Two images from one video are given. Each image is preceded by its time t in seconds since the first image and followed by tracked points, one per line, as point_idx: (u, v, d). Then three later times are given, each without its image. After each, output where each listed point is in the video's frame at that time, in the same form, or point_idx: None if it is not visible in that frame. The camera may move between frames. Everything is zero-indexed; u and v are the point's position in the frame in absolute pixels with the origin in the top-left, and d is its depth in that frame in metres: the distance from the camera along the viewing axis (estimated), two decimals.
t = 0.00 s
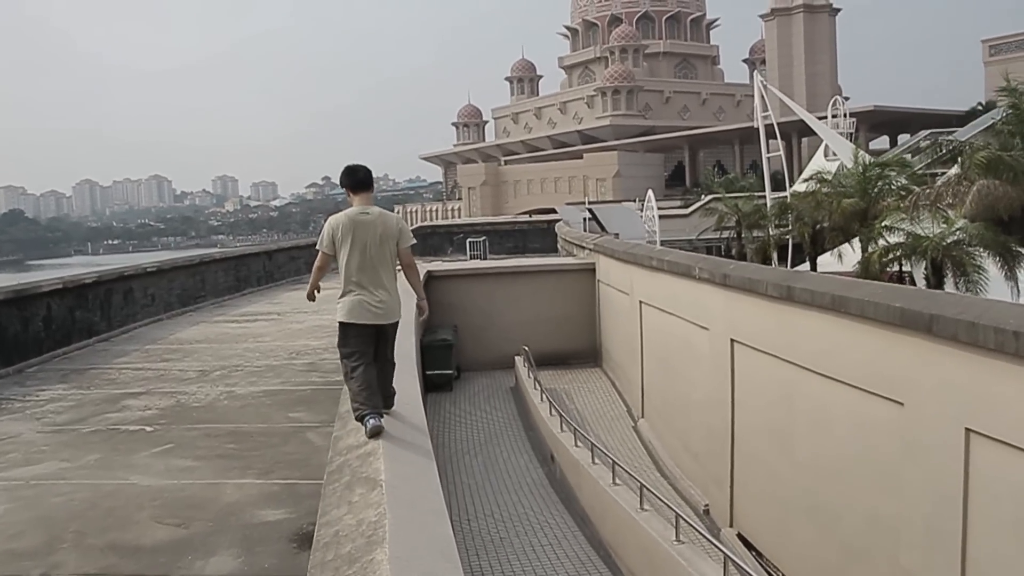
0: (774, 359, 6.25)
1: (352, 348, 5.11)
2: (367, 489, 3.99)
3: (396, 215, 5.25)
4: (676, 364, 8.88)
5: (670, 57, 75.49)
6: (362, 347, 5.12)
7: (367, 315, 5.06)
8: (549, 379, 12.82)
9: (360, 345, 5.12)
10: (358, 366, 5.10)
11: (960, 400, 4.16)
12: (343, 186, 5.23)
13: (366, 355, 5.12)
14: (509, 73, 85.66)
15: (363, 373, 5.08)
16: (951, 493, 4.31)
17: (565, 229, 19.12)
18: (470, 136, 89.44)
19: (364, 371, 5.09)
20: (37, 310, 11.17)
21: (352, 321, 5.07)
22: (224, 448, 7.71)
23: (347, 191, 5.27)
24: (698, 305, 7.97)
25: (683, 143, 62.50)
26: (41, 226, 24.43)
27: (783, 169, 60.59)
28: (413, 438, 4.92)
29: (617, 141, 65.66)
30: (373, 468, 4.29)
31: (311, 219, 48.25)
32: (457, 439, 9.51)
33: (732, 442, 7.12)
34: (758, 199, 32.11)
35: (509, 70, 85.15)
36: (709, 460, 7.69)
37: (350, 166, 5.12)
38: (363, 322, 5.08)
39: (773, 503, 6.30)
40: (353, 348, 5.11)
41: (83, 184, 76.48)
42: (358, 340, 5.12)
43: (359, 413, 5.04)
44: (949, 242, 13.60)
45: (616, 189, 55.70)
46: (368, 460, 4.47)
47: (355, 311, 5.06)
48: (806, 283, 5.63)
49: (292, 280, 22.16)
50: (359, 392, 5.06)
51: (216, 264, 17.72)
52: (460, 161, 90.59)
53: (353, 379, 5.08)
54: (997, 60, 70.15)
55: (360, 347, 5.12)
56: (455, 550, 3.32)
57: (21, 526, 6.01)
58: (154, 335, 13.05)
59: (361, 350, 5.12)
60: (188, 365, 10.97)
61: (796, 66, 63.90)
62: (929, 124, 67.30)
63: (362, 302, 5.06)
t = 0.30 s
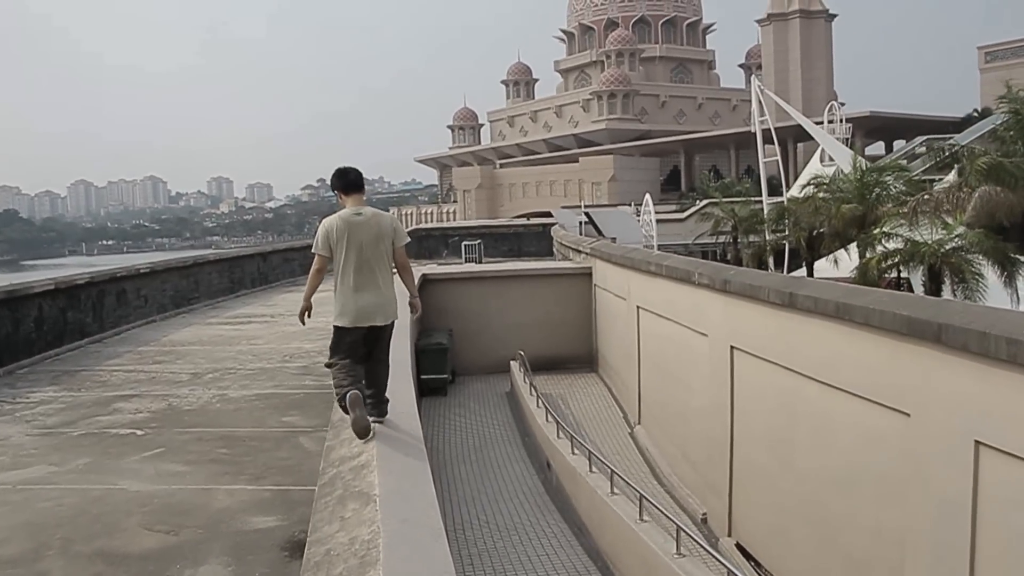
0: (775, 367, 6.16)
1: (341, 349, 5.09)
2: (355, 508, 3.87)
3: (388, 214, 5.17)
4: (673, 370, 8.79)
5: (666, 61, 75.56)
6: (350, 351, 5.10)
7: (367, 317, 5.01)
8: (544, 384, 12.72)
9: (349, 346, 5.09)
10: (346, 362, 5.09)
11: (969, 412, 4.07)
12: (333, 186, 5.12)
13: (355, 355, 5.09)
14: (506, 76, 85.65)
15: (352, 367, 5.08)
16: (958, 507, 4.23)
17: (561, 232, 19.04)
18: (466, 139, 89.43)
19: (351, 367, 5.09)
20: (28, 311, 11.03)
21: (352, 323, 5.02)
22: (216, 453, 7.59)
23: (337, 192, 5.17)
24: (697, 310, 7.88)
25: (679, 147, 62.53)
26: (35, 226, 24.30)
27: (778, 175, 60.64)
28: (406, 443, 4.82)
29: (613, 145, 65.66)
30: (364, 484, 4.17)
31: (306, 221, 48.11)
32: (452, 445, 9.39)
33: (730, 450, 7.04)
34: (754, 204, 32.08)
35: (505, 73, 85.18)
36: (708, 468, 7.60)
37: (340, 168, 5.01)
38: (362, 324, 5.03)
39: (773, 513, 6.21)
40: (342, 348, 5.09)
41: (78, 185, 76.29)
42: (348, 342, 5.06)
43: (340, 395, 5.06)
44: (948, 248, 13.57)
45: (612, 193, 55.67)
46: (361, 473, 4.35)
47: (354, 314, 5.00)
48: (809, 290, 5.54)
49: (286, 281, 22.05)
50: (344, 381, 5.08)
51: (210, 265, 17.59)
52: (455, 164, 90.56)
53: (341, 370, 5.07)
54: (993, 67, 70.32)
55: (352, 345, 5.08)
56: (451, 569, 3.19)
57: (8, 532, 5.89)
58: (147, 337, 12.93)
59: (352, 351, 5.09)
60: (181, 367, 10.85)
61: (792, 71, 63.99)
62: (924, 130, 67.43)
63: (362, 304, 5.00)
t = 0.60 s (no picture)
0: (780, 371, 6.08)
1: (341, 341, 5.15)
2: (354, 519, 3.70)
3: (382, 207, 5.22)
4: (675, 372, 8.71)
5: (666, 61, 75.49)
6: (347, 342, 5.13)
7: (372, 310, 5.05)
8: (543, 385, 12.63)
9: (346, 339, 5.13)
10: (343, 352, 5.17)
11: (983, 421, 3.98)
12: (321, 185, 5.16)
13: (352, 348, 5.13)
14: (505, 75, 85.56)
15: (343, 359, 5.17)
16: (971, 517, 4.14)
17: (561, 232, 18.94)
18: (466, 138, 89.32)
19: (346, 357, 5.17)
20: (24, 308, 10.92)
21: (357, 317, 5.05)
22: (211, 453, 7.49)
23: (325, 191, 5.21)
24: (700, 312, 7.79)
25: (679, 148, 62.44)
26: (33, 222, 24.19)
27: (778, 176, 60.58)
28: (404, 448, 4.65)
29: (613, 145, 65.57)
30: (362, 494, 4.00)
31: (305, 219, 47.99)
32: (450, 446, 9.29)
33: (733, 455, 6.96)
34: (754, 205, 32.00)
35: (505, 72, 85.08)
36: (709, 471, 7.52)
37: (327, 167, 5.07)
38: (365, 317, 5.06)
39: (777, 519, 6.13)
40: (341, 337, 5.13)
41: (76, 181, 76.13)
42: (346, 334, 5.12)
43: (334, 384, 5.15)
44: (950, 251, 13.53)
45: (611, 193, 55.58)
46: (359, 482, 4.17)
47: (358, 308, 5.04)
48: (817, 293, 5.46)
49: (284, 279, 21.94)
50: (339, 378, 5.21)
51: (207, 263, 17.48)
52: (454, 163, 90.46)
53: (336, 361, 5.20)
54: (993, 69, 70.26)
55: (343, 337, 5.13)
56: None
57: None
58: (143, 335, 12.81)
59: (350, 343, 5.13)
60: (177, 366, 10.74)
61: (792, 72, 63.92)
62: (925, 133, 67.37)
63: (366, 297, 5.04)
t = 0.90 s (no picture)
0: (797, 363, 5.97)
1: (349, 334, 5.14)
2: (362, 522, 3.56)
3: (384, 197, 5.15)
4: (687, 364, 8.60)
5: (676, 49, 75.02)
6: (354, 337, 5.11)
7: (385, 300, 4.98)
8: (552, 374, 12.54)
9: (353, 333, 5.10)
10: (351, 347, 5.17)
11: (1010, 416, 3.86)
12: (321, 178, 5.02)
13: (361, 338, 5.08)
14: (514, 63, 85.22)
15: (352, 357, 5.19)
16: (997, 516, 4.02)
17: (570, 221, 18.82)
18: (474, 127, 89.06)
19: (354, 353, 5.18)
20: (32, 296, 10.86)
21: (369, 308, 4.97)
22: (218, 443, 7.41)
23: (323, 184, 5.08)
24: (714, 303, 7.68)
25: (689, 136, 62.10)
26: (43, 209, 24.17)
27: (789, 164, 60.21)
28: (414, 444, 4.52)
29: (622, 133, 65.25)
30: (371, 494, 3.88)
31: (314, 207, 47.91)
32: (460, 437, 9.21)
33: (747, 447, 6.86)
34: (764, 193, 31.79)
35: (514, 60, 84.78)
36: (722, 463, 7.42)
37: (328, 159, 4.95)
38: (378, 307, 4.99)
39: (793, 514, 6.03)
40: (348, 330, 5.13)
41: (85, 168, 76.29)
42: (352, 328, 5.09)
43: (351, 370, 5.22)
44: (966, 241, 13.32)
45: (621, 181, 55.29)
46: (367, 483, 4.03)
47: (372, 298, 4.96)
48: (835, 284, 5.35)
49: (292, 267, 21.87)
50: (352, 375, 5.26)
51: (216, 251, 17.41)
52: (462, 150, 90.37)
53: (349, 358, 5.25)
54: (1007, 57, 69.63)
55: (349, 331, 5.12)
56: None
57: (3, 524, 5.72)
58: (151, 323, 12.75)
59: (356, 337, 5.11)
60: (185, 354, 10.68)
61: (803, 60, 63.45)
62: (937, 121, 66.84)
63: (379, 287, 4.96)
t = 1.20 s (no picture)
0: (806, 355, 5.85)
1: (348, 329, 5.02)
2: (360, 528, 3.40)
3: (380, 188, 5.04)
4: (693, 354, 8.49)
5: (679, 36, 74.64)
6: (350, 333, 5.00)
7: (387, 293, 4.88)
8: (555, 364, 12.43)
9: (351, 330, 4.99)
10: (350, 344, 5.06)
11: None
12: (316, 172, 4.89)
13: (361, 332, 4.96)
14: (517, 50, 84.85)
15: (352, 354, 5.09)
16: (1014, 514, 3.90)
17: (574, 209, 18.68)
18: (476, 115, 88.75)
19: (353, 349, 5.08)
20: (31, 285, 10.75)
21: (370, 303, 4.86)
22: (218, 435, 7.31)
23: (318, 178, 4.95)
24: (721, 293, 7.56)
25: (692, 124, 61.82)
26: (44, 197, 24.06)
27: (793, 153, 59.93)
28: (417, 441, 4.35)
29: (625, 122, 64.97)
30: (371, 496, 3.71)
31: (316, 195, 47.79)
32: (463, 429, 9.11)
33: (754, 439, 6.76)
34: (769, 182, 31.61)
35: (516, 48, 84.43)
36: (728, 456, 7.32)
37: (321, 154, 4.85)
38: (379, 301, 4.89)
39: (802, 508, 5.93)
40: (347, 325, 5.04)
41: (87, 156, 76.16)
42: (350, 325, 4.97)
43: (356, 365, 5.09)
44: (973, 231, 13.20)
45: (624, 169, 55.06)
46: (368, 485, 3.87)
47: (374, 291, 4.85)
48: (847, 275, 5.22)
49: (294, 255, 21.75)
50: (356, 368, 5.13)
51: (217, 239, 17.29)
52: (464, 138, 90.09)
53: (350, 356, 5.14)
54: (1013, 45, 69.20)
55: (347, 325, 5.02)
56: None
57: None
58: (151, 312, 12.64)
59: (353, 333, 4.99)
60: (185, 343, 10.57)
61: (807, 48, 63.08)
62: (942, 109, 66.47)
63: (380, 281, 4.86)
